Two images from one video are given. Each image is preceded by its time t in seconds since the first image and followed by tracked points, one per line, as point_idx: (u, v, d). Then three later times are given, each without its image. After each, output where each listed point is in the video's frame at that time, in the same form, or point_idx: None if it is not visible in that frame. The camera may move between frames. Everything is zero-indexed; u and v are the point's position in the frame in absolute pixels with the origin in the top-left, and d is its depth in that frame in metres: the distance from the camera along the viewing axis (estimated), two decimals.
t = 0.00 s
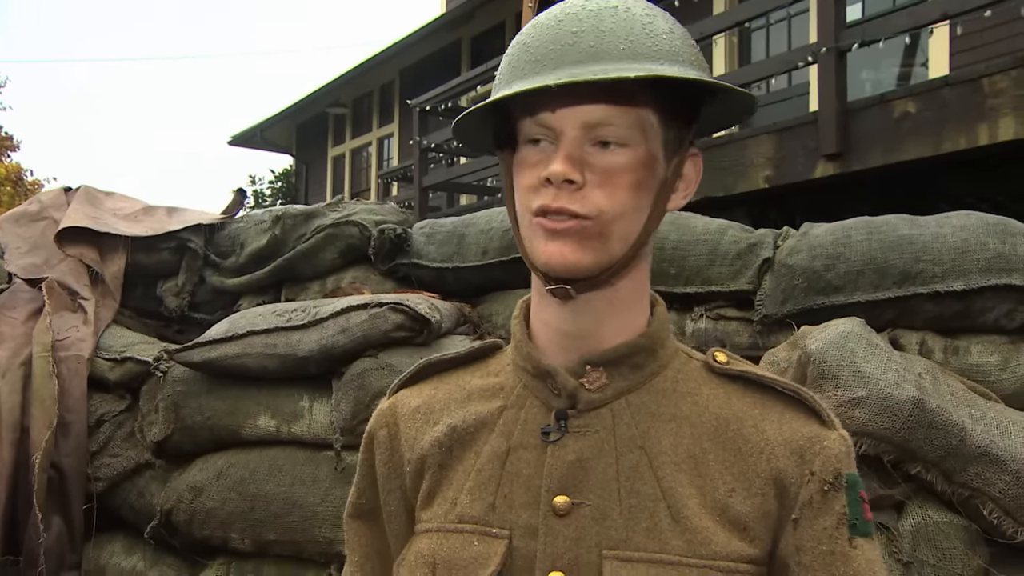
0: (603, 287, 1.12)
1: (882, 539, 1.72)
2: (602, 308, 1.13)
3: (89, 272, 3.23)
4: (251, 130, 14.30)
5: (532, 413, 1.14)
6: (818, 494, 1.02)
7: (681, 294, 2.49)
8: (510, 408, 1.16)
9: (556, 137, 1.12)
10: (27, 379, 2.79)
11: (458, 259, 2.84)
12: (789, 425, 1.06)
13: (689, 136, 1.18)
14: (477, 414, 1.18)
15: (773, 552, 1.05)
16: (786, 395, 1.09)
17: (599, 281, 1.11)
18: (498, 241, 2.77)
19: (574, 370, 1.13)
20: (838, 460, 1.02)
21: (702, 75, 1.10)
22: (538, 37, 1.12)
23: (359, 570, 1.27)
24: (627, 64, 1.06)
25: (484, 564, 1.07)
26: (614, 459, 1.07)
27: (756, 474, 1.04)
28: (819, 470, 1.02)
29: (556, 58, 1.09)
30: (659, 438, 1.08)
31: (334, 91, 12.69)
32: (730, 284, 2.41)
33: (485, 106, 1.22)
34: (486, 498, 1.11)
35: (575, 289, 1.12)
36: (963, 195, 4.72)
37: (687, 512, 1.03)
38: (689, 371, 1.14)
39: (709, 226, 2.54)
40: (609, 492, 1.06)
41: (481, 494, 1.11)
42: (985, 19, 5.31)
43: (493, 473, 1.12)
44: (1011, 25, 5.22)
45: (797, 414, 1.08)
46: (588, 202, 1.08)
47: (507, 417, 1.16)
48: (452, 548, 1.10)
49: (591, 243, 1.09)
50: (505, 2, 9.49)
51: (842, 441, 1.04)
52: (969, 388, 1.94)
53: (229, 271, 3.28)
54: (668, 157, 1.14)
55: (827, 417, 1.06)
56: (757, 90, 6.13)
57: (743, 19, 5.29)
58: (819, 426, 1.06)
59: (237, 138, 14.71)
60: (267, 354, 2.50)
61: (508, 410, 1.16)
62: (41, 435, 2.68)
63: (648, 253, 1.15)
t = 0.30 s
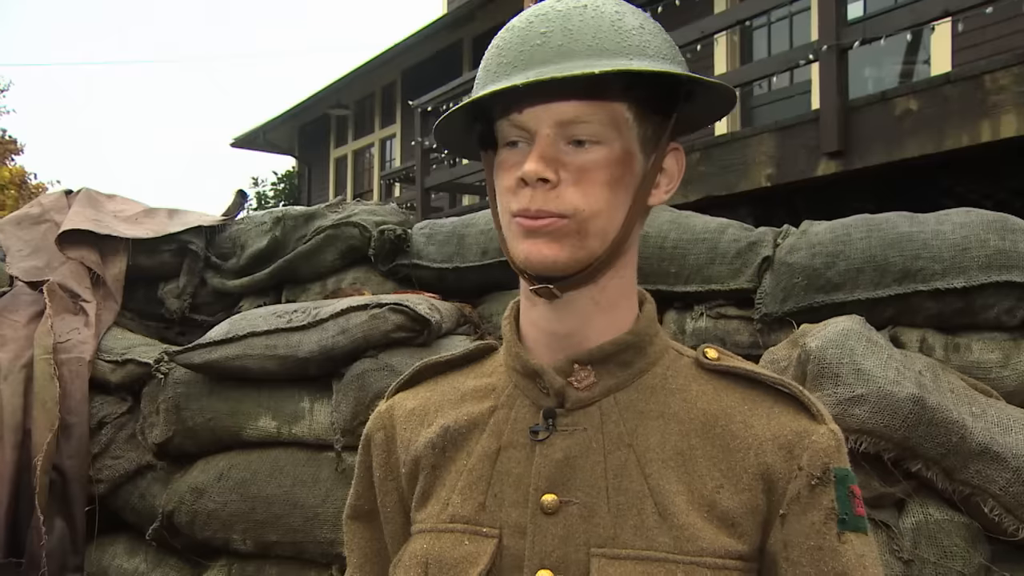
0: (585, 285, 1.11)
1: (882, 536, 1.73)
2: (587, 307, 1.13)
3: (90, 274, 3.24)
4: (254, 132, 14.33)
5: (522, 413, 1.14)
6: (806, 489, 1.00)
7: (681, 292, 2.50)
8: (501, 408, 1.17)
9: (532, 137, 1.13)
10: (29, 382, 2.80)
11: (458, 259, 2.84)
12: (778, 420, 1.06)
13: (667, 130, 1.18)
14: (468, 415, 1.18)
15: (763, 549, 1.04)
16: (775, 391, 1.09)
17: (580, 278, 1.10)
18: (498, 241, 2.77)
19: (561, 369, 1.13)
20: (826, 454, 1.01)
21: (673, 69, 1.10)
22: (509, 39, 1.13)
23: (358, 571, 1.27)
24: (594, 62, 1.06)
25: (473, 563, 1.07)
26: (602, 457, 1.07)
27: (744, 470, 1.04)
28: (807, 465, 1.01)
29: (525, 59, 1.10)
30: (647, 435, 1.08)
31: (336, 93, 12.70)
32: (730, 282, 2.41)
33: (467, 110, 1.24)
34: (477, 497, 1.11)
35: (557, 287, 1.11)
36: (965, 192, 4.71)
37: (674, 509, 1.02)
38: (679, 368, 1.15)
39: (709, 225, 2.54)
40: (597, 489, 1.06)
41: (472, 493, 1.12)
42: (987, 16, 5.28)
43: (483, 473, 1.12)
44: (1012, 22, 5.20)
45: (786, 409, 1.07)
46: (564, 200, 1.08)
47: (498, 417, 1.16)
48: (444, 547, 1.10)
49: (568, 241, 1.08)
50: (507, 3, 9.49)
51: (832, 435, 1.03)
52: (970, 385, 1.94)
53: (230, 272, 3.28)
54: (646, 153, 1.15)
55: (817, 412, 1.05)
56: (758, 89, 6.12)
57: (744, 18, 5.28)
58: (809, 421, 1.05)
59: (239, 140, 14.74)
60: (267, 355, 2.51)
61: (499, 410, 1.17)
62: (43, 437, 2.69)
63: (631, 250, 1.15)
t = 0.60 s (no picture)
0: (579, 288, 1.12)
1: (885, 537, 1.75)
2: (582, 309, 1.13)
3: (95, 279, 3.25)
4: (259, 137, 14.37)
5: (522, 417, 1.14)
6: (806, 488, 1.00)
7: (684, 294, 2.49)
8: (501, 412, 1.17)
9: (525, 142, 1.13)
10: (35, 387, 2.81)
11: (461, 262, 2.85)
12: (778, 420, 1.05)
13: (661, 130, 1.17)
14: (469, 419, 1.18)
15: (766, 549, 1.04)
16: (776, 389, 1.09)
17: (574, 282, 1.10)
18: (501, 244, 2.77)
19: (560, 372, 1.13)
20: (827, 453, 1.00)
21: (664, 69, 1.10)
22: (500, 43, 1.14)
23: None
24: (583, 64, 1.06)
25: (475, 567, 1.07)
26: (603, 460, 1.07)
27: (744, 470, 1.03)
28: (807, 464, 1.01)
29: (516, 63, 1.10)
30: (647, 437, 1.08)
31: (341, 97, 12.73)
32: (733, 284, 2.40)
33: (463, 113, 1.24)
34: (478, 502, 1.11)
35: (552, 291, 1.11)
36: (972, 192, 4.69)
37: (675, 511, 1.02)
38: (679, 369, 1.14)
39: (711, 226, 2.53)
40: (598, 492, 1.06)
41: (473, 498, 1.12)
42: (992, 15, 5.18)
43: (484, 478, 1.12)
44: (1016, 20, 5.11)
45: (786, 409, 1.07)
46: (555, 205, 1.08)
47: (499, 421, 1.16)
48: (446, 552, 1.10)
49: (561, 246, 1.08)
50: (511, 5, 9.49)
51: (832, 433, 1.02)
52: (975, 386, 1.93)
53: (234, 277, 3.29)
54: (640, 154, 1.14)
55: (817, 410, 1.05)
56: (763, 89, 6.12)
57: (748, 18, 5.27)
58: (809, 420, 1.05)
59: (245, 144, 14.78)
60: (271, 359, 2.52)
61: (500, 415, 1.17)
62: (49, 442, 2.71)
63: (625, 252, 1.15)
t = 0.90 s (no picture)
0: (592, 293, 1.12)
1: (887, 539, 1.74)
2: (592, 314, 1.13)
3: (98, 280, 3.26)
4: (263, 137, 14.38)
5: (527, 420, 1.14)
6: (813, 489, 1.00)
7: (686, 295, 2.49)
8: (505, 415, 1.17)
9: (539, 146, 1.12)
10: (37, 388, 2.82)
11: (463, 263, 2.85)
12: (784, 421, 1.05)
13: (672, 134, 1.18)
14: (473, 422, 1.18)
15: (773, 549, 1.04)
16: (781, 390, 1.09)
17: (588, 287, 1.11)
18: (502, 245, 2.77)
19: (566, 375, 1.13)
20: (834, 454, 1.01)
21: (682, 76, 1.11)
22: (515, 44, 1.12)
23: None
24: (605, 71, 1.06)
25: (483, 571, 1.07)
26: (610, 462, 1.07)
27: (752, 472, 1.03)
28: (814, 465, 1.01)
29: (534, 67, 1.09)
30: (654, 439, 1.08)
31: (344, 97, 12.74)
32: (735, 285, 2.40)
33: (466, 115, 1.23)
34: (484, 505, 1.11)
35: (564, 296, 1.11)
36: (975, 193, 4.68)
37: (684, 513, 1.02)
38: (684, 371, 1.14)
39: (713, 227, 2.53)
40: (605, 496, 1.06)
41: (478, 501, 1.12)
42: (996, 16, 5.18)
43: (490, 481, 1.12)
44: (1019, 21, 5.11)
45: (792, 409, 1.07)
46: (574, 212, 1.08)
47: (503, 424, 1.16)
48: (451, 556, 1.10)
49: (579, 252, 1.09)
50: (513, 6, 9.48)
51: (838, 435, 1.03)
52: (977, 388, 1.92)
53: (236, 277, 3.30)
54: (652, 159, 1.15)
55: (823, 412, 1.05)
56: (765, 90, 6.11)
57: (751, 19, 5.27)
58: (815, 421, 1.05)
59: (248, 145, 14.80)
60: (273, 360, 2.52)
61: (504, 417, 1.17)
62: (51, 443, 2.71)
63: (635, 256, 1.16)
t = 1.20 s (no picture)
0: (599, 287, 1.12)
1: (883, 534, 1.74)
2: (599, 308, 1.13)
3: (95, 272, 3.25)
4: (261, 130, 14.35)
5: (532, 412, 1.14)
6: (820, 482, 1.01)
7: (683, 289, 2.50)
8: (510, 407, 1.17)
9: (549, 139, 1.12)
10: (34, 379, 2.82)
11: (461, 257, 2.85)
12: (790, 415, 1.06)
13: (680, 129, 1.18)
14: (477, 414, 1.18)
15: (778, 541, 1.05)
16: (786, 384, 1.10)
17: (595, 281, 1.11)
18: (501, 239, 2.77)
19: (572, 367, 1.13)
20: (839, 448, 1.02)
21: (693, 70, 1.11)
22: (526, 36, 1.12)
23: (362, 572, 1.28)
24: (617, 64, 1.06)
25: (489, 563, 1.07)
26: (616, 455, 1.07)
27: (758, 465, 1.04)
28: (821, 458, 1.02)
29: (545, 59, 1.09)
30: (661, 432, 1.08)
31: (343, 90, 12.71)
32: (732, 280, 2.40)
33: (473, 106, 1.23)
34: (489, 498, 1.11)
35: (571, 290, 1.11)
36: (973, 188, 4.68)
37: (691, 506, 1.03)
38: (689, 364, 1.14)
39: (711, 222, 2.53)
40: (612, 488, 1.06)
41: (484, 494, 1.12)
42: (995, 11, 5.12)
43: (495, 474, 1.12)
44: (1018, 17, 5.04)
45: (795, 403, 1.08)
46: (584, 206, 1.08)
47: (507, 416, 1.16)
48: (457, 548, 1.10)
49: (588, 247, 1.09)
50: None
51: (843, 428, 1.04)
52: (974, 382, 1.93)
53: (234, 270, 3.29)
54: (660, 153, 1.15)
55: (827, 405, 1.06)
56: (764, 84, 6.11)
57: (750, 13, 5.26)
58: (819, 414, 1.06)
59: (246, 137, 14.77)
60: (270, 353, 2.52)
61: (509, 409, 1.17)
62: (48, 434, 2.71)
63: (642, 250, 1.16)
